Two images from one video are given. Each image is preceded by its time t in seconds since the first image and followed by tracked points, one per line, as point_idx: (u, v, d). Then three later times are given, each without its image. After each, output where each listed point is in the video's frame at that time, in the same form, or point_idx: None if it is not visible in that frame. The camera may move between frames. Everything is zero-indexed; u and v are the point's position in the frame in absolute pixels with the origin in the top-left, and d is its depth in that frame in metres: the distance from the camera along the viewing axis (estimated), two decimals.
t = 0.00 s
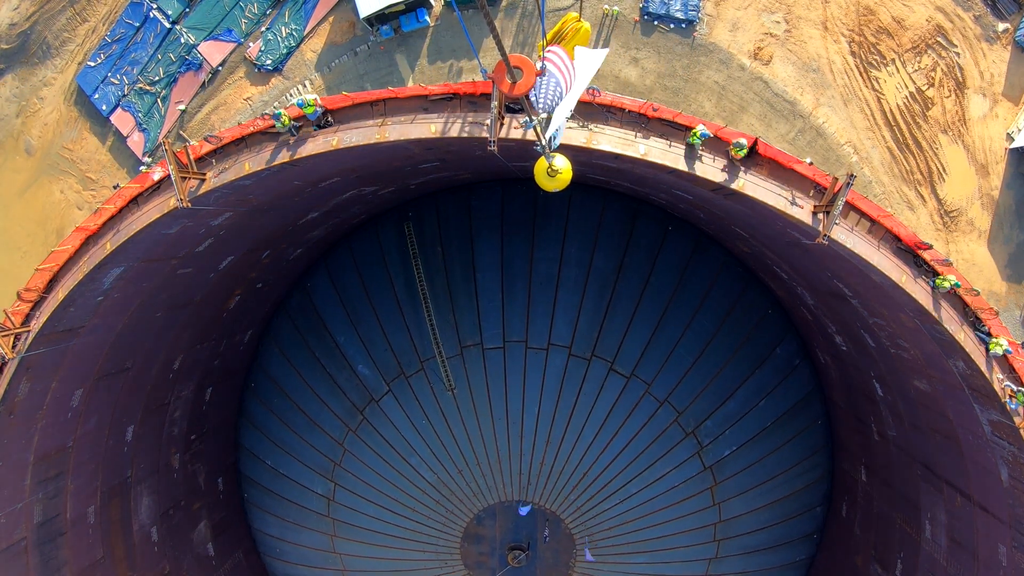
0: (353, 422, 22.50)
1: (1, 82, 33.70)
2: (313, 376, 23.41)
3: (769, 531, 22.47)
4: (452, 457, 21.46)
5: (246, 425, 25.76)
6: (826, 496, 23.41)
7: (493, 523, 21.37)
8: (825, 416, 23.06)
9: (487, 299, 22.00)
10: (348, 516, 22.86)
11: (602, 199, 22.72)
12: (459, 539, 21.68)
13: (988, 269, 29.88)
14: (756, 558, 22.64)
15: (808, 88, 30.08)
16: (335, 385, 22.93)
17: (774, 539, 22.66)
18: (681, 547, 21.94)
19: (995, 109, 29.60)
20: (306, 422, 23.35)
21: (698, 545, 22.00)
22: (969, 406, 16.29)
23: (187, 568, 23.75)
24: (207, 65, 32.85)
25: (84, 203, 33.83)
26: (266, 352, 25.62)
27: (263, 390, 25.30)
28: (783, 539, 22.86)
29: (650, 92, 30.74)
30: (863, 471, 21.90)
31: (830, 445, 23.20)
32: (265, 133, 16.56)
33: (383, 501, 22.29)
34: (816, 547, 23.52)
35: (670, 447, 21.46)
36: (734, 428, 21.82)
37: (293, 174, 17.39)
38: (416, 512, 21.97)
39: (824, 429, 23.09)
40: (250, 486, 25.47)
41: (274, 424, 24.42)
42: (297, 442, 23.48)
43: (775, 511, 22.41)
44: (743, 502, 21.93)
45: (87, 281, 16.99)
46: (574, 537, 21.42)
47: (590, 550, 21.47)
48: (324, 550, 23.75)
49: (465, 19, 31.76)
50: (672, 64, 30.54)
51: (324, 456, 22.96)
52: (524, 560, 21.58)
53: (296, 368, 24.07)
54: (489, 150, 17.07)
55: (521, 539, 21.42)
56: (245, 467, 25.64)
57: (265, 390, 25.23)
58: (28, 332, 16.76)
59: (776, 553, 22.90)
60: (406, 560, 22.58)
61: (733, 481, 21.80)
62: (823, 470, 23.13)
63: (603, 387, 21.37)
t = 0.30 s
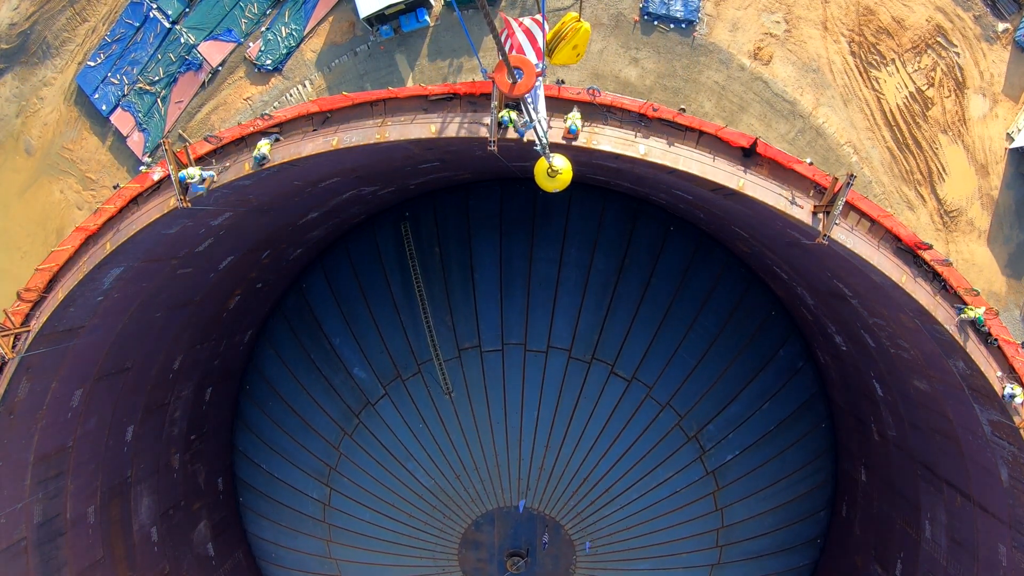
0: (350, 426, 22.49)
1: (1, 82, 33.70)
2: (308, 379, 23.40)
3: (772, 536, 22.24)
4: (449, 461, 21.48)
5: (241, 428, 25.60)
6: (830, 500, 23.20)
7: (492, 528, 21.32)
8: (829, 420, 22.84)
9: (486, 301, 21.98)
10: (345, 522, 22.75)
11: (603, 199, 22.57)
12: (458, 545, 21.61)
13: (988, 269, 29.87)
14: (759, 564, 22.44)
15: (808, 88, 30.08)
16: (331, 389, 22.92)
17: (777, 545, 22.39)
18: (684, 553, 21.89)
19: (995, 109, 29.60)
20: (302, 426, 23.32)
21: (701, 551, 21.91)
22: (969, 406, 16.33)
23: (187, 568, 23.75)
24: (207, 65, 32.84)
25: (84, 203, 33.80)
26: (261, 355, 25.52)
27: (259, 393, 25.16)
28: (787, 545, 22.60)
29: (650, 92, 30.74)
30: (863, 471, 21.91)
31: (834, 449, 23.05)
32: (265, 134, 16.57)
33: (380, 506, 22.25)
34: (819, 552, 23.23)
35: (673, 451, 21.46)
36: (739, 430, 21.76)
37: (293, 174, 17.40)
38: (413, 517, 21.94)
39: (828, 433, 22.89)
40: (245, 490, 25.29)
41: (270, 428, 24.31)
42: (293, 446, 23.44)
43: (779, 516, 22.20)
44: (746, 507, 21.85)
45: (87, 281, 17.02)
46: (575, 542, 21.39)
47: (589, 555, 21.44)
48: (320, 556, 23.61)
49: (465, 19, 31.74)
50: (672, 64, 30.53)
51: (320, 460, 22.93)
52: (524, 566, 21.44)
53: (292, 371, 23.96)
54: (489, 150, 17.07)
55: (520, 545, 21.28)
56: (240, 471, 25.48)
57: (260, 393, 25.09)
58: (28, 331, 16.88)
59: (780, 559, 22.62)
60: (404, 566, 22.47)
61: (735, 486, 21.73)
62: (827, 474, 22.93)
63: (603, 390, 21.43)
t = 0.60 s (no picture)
0: (344, 431, 22.08)
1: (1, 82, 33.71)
2: (302, 382, 23.01)
3: (775, 543, 21.94)
4: (446, 467, 21.04)
5: (235, 432, 25.32)
6: (835, 506, 22.91)
7: (489, 536, 21.07)
8: (834, 424, 22.61)
9: (484, 303, 21.42)
10: (340, 528, 22.51)
11: (604, 198, 22.14)
12: (454, 552, 21.34)
13: (987, 269, 29.87)
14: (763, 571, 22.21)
15: (808, 88, 30.08)
16: (325, 392, 22.50)
17: (780, 552, 22.18)
18: (686, 560, 21.50)
19: (995, 109, 29.61)
20: (295, 430, 22.96)
21: (704, 558, 21.55)
22: (969, 406, 16.34)
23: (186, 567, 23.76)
24: (207, 65, 32.84)
25: (84, 203, 33.80)
26: (254, 358, 25.19)
27: (252, 396, 24.85)
28: (791, 552, 22.40)
29: (651, 92, 30.73)
30: (863, 471, 21.90)
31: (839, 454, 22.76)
32: (265, 134, 16.56)
33: (376, 512, 21.96)
34: (824, 557, 23.16)
35: (676, 458, 20.94)
36: (741, 436, 21.25)
37: (293, 174, 17.39)
38: (409, 524, 21.63)
39: (833, 437, 22.66)
40: (240, 495, 25.06)
41: (264, 432, 23.99)
42: (286, 450, 23.15)
43: (782, 522, 21.86)
44: (750, 515, 21.45)
45: (88, 282, 17.04)
46: (574, 551, 20.97)
47: (590, 564, 21.06)
48: (315, 562, 23.47)
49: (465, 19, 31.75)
50: (672, 64, 30.52)
51: (314, 465, 22.55)
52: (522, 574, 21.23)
53: (286, 374, 23.61)
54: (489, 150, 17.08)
55: (518, 553, 21.06)
56: (233, 475, 25.20)
57: (254, 396, 24.77)
58: (28, 332, 16.96)
59: (784, 565, 22.45)
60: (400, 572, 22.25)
61: (739, 492, 21.29)
62: (832, 480, 22.69)
63: (604, 395, 20.81)
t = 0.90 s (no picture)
0: (338, 437, 21.98)
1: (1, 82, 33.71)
2: (294, 386, 22.87)
3: (782, 551, 21.88)
4: (443, 475, 20.97)
5: (227, 437, 25.13)
6: (842, 513, 22.67)
7: (487, 546, 20.92)
8: (841, 429, 22.42)
9: (480, 306, 21.26)
10: (335, 537, 22.41)
11: (606, 197, 21.92)
12: (452, 562, 21.26)
13: (988, 269, 29.86)
14: None
15: (808, 88, 30.08)
16: (319, 397, 22.39)
17: (786, 559, 22.08)
18: (689, 569, 21.46)
19: (995, 110, 29.61)
20: (288, 436, 22.82)
21: (707, 566, 21.50)
22: (969, 406, 16.36)
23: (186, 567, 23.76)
24: (207, 65, 32.84)
25: (84, 203, 33.79)
26: (246, 361, 25.00)
27: (244, 400, 24.68)
28: (795, 559, 22.29)
29: (651, 92, 30.74)
30: (863, 472, 21.91)
31: (846, 459, 22.54)
32: (265, 134, 16.58)
33: (370, 520, 21.87)
34: (829, 563, 23.00)
35: (679, 465, 20.85)
36: (747, 442, 21.19)
37: (293, 174, 17.39)
38: (406, 533, 21.55)
39: (840, 442, 22.47)
40: (232, 502, 24.87)
41: (256, 438, 23.84)
42: (279, 457, 22.98)
43: (789, 530, 21.80)
44: (754, 523, 21.35)
45: (87, 282, 17.03)
46: (575, 560, 20.87)
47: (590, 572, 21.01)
48: (308, 570, 23.35)
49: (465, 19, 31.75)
50: (672, 64, 30.52)
51: (308, 472, 22.49)
52: None
53: (278, 378, 23.44)
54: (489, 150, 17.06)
55: (517, 562, 20.95)
56: (227, 480, 25.05)
57: (245, 400, 24.62)
58: (28, 332, 16.93)
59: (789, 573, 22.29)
60: None
61: (743, 500, 21.21)
62: (839, 486, 22.48)
63: (606, 401, 20.69)
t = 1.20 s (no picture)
0: (330, 445, 21.64)
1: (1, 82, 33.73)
2: (286, 392, 22.61)
3: (789, 561, 21.48)
4: (437, 485, 20.52)
5: (218, 441, 24.79)
6: (849, 521, 22.32)
7: (483, 558, 20.37)
8: (848, 435, 22.10)
9: (476, 309, 20.86)
10: (326, 548, 22.01)
11: (607, 197, 21.61)
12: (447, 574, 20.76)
13: (988, 269, 29.85)
14: None
15: (808, 88, 30.08)
16: (311, 403, 22.09)
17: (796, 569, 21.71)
18: None
19: (995, 110, 29.60)
20: (280, 443, 22.55)
21: None
22: (969, 406, 16.38)
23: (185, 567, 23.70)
24: (207, 65, 32.84)
25: (84, 203, 33.79)
26: (237, 366, 24.76)
27: (235, 406, 24.45)
28: (804, 569, 21.89)
29: (651, 92, 30.73)
30: (863, 472, 21.91)
31: (854, 466, 22.18)
32: (265, 134, 16.59)
33: (362, 531, 21.47)
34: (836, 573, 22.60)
35: (683, 474, 20.35)
36: (751, 452, 20.66)
37: (293, 174, 17.38)
38: (399, 544, 21.11)
39: (848, 449, 22.14)
40: (223, 510, 24.51)
41: (248, 444, 23.53)
42: (271, 465, 22.67)
43: (796, 540, 21.35)
44: (761, 533, 20.91)
45: (87, 282, 17.04)
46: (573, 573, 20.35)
47: None
48: None
49: (465, 19, 31.76)
50: (672, 64, 30.52)
51: (299, 480, 22.12)
52: None
53: (270, 385, 23.15)
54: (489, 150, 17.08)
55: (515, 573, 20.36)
56: (217, 486, 24.64)
57: (236, 405, 24.38)
58: (28, 332, 16.99)
59: None
60: None
61: (750, 509, 20.71)
62: (847, 494, 22.11)
63: (607, 407, 20.22)
